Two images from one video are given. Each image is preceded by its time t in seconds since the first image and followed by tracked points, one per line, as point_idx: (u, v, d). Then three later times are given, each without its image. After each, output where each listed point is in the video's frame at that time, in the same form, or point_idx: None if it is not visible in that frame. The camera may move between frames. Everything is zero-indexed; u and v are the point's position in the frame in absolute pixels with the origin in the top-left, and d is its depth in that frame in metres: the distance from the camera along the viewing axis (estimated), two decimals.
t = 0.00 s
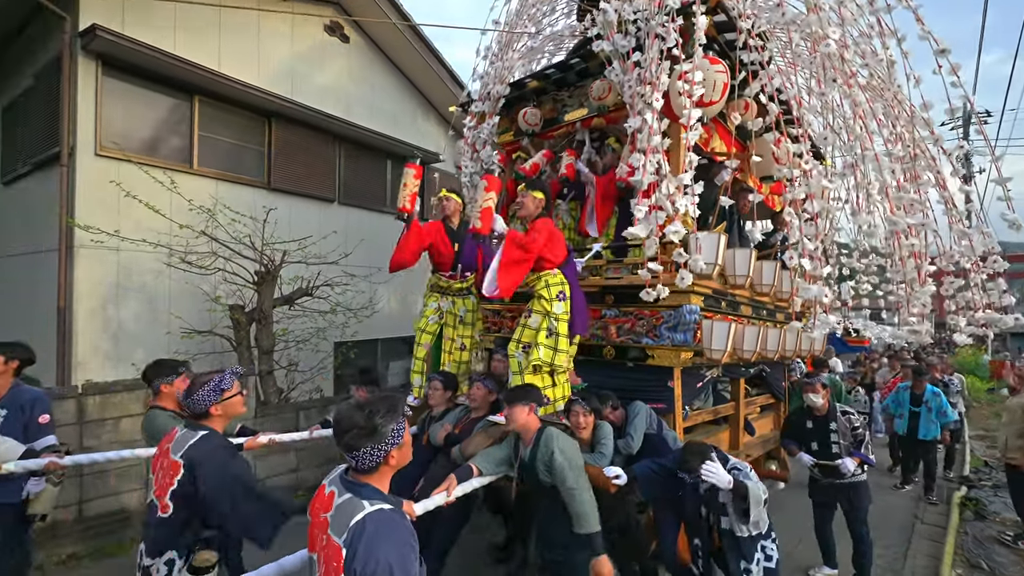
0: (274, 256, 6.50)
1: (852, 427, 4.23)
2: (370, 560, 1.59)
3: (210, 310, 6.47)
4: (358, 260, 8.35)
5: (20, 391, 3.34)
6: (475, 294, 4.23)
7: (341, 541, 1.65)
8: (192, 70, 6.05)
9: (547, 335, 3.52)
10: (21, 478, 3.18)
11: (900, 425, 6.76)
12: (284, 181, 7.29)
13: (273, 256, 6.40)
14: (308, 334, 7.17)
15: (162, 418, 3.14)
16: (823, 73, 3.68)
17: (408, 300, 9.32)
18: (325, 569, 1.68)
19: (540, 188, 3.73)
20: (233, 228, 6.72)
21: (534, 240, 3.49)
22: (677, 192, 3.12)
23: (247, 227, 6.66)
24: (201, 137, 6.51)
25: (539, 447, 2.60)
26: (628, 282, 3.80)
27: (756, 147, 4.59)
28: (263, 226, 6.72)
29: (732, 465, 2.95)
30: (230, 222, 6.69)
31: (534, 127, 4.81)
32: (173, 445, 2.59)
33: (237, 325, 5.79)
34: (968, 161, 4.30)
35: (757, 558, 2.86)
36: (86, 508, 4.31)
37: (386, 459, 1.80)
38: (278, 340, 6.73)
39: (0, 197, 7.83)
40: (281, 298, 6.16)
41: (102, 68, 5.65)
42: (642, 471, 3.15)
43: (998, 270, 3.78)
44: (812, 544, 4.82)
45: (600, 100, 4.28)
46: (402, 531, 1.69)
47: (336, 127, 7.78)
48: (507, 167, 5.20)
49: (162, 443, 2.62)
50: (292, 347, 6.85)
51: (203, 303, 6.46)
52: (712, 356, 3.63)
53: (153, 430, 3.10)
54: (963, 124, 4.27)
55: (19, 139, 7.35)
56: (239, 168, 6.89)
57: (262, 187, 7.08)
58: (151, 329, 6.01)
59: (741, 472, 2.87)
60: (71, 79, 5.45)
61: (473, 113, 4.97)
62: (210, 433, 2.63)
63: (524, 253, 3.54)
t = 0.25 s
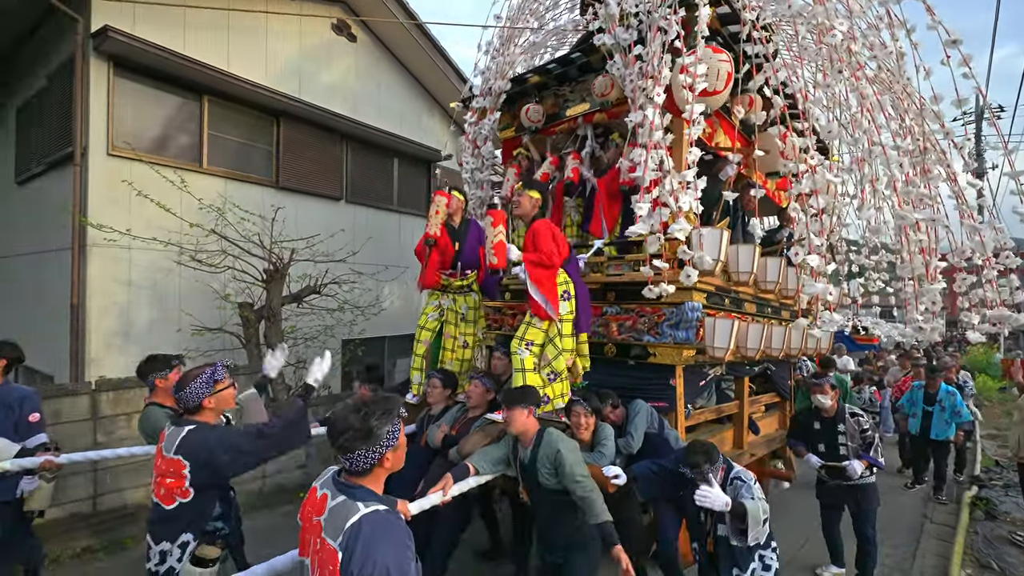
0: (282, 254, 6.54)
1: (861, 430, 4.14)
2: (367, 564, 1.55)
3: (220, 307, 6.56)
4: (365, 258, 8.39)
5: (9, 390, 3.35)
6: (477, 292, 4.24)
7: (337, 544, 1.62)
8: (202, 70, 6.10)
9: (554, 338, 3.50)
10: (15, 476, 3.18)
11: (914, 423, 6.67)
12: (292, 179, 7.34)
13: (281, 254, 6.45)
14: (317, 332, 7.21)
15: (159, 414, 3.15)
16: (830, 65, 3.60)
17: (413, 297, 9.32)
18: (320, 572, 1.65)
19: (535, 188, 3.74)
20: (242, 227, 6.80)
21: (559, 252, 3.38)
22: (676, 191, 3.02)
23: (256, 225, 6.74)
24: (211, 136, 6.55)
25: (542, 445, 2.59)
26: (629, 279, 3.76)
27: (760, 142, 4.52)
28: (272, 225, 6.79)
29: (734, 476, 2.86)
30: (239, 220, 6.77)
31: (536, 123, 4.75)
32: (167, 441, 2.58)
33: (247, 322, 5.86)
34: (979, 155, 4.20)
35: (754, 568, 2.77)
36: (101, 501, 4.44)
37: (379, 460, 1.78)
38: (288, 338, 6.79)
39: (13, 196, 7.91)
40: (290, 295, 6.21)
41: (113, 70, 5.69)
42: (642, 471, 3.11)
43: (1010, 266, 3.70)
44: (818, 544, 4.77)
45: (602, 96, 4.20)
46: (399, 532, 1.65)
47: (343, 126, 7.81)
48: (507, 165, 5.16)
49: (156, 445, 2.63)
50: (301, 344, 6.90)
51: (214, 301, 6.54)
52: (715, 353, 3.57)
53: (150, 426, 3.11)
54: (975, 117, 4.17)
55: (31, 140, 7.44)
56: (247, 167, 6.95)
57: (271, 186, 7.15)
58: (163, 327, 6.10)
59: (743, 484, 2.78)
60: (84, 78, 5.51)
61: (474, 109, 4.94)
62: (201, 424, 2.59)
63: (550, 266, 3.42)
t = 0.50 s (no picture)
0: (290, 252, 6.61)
1: (879, 435, 4.04)
2: (355, 562, 1.52)
3: (230, 305, 6.75)
4: (373, 256, 8.42)
5: None
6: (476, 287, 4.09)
7: (323, 544, 1.59)
8: (214, 71, 6.27)
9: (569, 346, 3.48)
10: None
11: (923, 423, 6.56)
12: (300, 178, 7.47)
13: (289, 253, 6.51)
14: (325, 329, 7.27)
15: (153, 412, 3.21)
16: (836, 58, 3.53)
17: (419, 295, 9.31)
18: (308, 572, 1.62)
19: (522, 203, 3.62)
20: (251, 226, 6.94)
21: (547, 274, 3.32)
22: (677, 186, 2.96)
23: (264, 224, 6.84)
24: (221, 135, 6.72)
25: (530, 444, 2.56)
26: (631, 276, 3.71)
27: (766, 137, 4.45)
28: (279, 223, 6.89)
29: (743, 485, 2.70)
30: (248, 219, 6.90)
31: (539, 120, 4.69)
32: (150, 442, 2.63)
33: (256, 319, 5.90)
34: (991, 148, 4.10)
35: None
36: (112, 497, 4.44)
37: (360, 460, 1.75)
38: (295, 335, 6.86)
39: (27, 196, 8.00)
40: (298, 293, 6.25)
41: (125, 71, 5.87)
42: (642, 472, 3.08)
43: None
44: (827, 544, 4.69)
45: (605, 91, 4.17)
46: (387, 530, 1.62)
47: (350, 125, 7.90)
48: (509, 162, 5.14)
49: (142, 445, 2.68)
50: (309, 342, 6.97)
51: (223, 297, 6.71)
52: (718, 352, 3.50)
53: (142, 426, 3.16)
54: (987, 109, 4.07)
55: (44, 140, 7.51)
56: (255, 165, 7.07)
57: (279, 185, 7.27)
58: (175, 323, 6.30)
59: (755, 495, 2.63)
60: (97, 79, 5.69)
61: (476, 105, 4.89)
62: (181, 423, 2.63)
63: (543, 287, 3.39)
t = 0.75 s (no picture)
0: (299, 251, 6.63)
1: (903, 439, 3.95)
2: (339, 555, 1.52)
3: (240, 303, 6.88)
4: (381, 255, 8.43)
5: None
6: (475, 286, 4.17)
7: (304, 539, 1.57)
8: (224, 71, 6.31)
9: (571, 349, 3.40)
10: None
11: (931, 426, 6.39)
12: (309, 177, 7.49)
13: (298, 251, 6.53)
14: (333, 327, 7.30)
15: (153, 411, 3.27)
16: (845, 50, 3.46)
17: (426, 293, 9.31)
18: (289, 569, 1.60)
19: (513, 209, 3.55)
20: (261, 224, 6.98)
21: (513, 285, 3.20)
22: (680, 179, 2.91)
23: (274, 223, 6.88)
24: (231, 135, 6.75)
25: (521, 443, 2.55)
26: (634, 273, 3.65)
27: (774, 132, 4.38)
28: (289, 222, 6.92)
29: (754, 483, 2.58)
30: (258, 218, 6.95)
31: (541, 114, 4.63)
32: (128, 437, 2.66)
33: (266, 318, 5.99)
34: (1007, 141, 3.99)
35: None
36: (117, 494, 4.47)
37: (340, 452, 1.73)
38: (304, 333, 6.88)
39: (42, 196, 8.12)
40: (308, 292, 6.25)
41: (137, 72, 5.93)
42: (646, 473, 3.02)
43: None
44: (836, 545, 4.62)
45: (607, 84, 4.09)
46: (370, 526, 1.63)
47: (357, 124, 7.91)
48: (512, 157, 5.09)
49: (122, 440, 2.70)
50: (317, 339, 7.00)
51: (233, 296, 6.77)
52: (723, 350, 3.43)
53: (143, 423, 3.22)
54: (1004, 102, 3.96)
55: (58, 141, 7.60)
56: (263, 164, 7.10)
57: (288, 184, 7.30)
58: (185, 321, 6.38)
59: (767, 497, 2.50)
60: (110, 79, 5.74)
61: (478, 101, 4.86)
62: (158, 420, 2.66)
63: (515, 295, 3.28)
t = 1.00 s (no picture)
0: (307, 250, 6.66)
1: (921, 444, 3.83)
2: (314, 552, 1.48)
3: (250, 302, 6.92)
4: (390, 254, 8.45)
5: None
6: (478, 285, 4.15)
7: (282, 537, 1.56)
8: (234, 72, 6.35)
9: (562, 343, 3.34)
10: None
11: (937, 427, 6.24)
12: (318, 177, 7.54)
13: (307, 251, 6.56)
14: (342, 326, 7.33)
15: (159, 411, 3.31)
16: (856, 43, 3.39)
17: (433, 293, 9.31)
18: (269, 568, 1.58)
19: (515, 192, 3.49)
20: (271, 224, 7.03)
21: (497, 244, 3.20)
22: (688, 171, 2.84)
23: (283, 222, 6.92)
24: (241, 136, 6.80)
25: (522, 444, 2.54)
26: (639, 271, 3.60)
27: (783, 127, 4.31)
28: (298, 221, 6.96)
29: (761, 484, 2.44)
30: (269, 218, 7.00)
31: (544, 110, 4.60)
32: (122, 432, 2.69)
33: (276, 317, 6.09)
34: None
35: None
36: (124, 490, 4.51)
37: (324, 447, 1.70)
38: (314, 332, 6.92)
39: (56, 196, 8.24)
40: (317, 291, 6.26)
41: (150, 73, 6.00)
42: (649, 475, 2.97)
43: None
44: (846, 548, 4.54)
45: (611, 78, 4.05)
46: (352, 521, 1.60)
47: (366, 124, 7.94)
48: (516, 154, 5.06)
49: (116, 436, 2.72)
50: (327, 338, 7.03)
51: (244, 295, 6.83)
52: (730, 350, 3.35)
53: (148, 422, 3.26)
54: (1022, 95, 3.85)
55: (72, 142, 7.69)
56: (272, 164, 7.13)
57: (297, 184, 7.34)
58: (196, 320, 6.44)
59: (775, 500, 2.36)
60: (123, 80, 5.81)
61: (482, 97, 4.82)
62: (149, 418, 2.66)
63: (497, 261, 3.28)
